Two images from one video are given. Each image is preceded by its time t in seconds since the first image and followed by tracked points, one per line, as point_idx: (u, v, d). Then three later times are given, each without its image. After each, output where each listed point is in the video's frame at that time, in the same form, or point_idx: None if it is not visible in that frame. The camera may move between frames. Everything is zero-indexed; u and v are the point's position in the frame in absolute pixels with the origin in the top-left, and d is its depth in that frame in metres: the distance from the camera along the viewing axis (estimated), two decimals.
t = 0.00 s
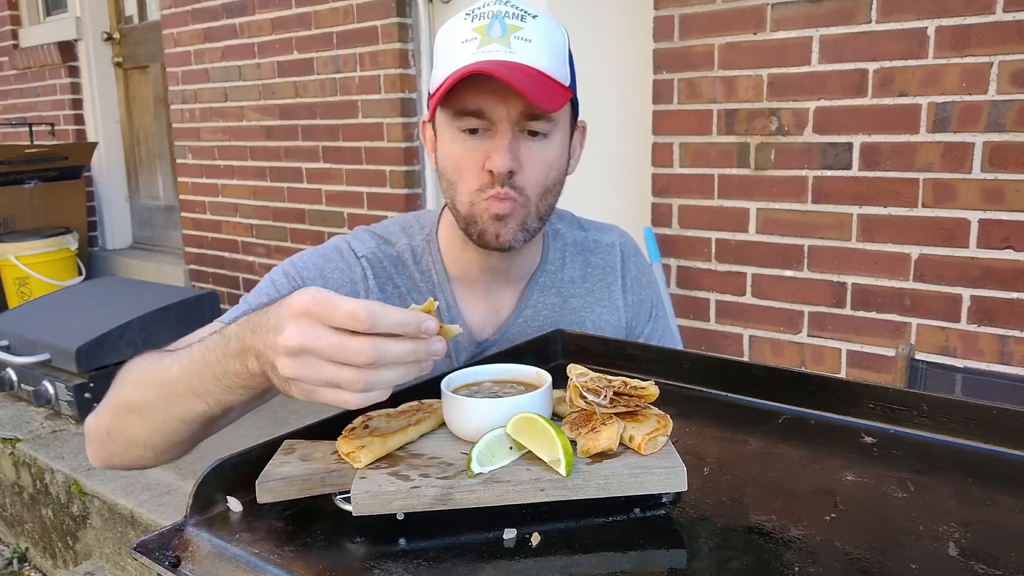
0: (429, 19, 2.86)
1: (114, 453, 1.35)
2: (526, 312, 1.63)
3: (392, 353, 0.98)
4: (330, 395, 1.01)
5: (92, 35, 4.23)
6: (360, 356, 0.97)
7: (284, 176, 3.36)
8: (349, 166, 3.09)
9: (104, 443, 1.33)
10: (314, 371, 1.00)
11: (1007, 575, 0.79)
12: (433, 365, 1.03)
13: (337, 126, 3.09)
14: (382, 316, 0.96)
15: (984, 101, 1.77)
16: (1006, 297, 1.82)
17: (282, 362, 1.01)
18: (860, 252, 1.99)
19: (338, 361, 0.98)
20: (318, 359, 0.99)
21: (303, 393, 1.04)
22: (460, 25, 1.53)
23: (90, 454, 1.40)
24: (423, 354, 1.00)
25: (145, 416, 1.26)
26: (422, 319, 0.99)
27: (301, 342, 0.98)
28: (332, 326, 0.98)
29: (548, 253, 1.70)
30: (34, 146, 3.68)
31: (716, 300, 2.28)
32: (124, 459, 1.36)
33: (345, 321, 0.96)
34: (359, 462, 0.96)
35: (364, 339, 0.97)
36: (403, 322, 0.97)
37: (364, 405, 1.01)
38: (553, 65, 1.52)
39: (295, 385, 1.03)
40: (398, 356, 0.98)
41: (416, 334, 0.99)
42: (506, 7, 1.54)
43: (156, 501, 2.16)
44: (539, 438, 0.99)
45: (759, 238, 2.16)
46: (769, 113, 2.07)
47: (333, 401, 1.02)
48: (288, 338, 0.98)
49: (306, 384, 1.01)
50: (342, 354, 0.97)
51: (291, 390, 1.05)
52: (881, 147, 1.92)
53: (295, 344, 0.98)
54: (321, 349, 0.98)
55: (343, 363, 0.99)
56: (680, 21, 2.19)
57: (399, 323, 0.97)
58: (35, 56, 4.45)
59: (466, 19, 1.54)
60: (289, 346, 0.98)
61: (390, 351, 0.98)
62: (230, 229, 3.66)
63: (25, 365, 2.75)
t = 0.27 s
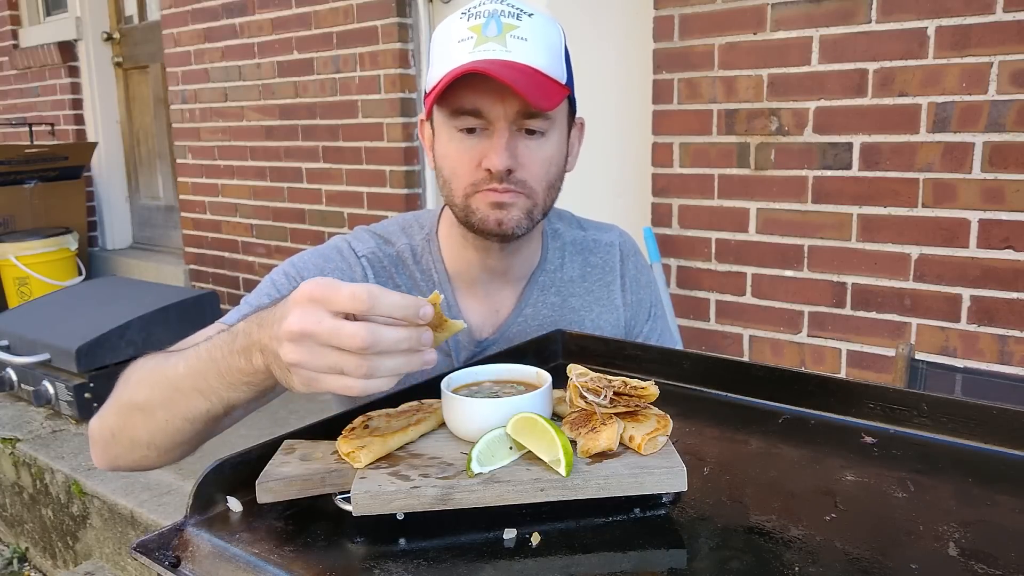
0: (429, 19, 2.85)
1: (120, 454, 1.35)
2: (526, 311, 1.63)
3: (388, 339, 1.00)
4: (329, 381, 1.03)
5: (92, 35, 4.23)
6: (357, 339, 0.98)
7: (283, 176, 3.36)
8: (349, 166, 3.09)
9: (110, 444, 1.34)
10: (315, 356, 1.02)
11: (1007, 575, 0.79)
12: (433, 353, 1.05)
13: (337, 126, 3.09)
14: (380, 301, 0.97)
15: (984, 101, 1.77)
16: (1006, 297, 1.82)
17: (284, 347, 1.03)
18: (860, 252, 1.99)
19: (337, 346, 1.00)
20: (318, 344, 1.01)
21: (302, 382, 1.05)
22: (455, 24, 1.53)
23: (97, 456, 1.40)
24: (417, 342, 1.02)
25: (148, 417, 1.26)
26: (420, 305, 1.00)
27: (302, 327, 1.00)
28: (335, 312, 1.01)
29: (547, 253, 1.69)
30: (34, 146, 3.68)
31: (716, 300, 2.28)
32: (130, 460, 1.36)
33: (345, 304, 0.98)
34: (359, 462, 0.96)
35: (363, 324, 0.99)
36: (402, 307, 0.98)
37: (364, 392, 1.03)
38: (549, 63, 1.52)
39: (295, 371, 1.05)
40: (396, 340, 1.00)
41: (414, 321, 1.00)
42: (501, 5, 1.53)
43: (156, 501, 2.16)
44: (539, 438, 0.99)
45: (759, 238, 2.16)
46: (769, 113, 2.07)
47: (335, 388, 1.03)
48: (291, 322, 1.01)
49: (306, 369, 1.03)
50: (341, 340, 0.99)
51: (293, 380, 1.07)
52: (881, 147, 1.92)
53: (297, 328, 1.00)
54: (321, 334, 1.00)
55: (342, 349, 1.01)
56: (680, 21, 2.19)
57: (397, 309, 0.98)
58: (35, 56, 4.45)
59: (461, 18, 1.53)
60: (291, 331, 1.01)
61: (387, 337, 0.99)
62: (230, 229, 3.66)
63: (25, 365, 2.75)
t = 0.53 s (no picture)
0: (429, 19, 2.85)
1: (144, 489, 1.34)
2: (526, 310, 1.63)
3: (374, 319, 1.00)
4: (315, 365, 1.03)
5: (92, 35, 4.23)
6: (342, 317, 0.99)
7: (283, 176, 3.36)
8: (349, 166, 3.09)
9: (133, 480, 1.33)
10: (304, 338, 1.02)
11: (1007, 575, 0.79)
12: (420, 342, 1.04)
13: (337, 126, 3.09)
14: (366, 277, 0.99)
15: (984, 101, 1.77)
16: (1006, 297, 1.82)
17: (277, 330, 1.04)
18: (860, 252, 1.99)
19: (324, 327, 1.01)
20: (307, 325, 1.02)
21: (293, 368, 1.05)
22: (446, 30, 1.52)
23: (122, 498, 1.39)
24: (403, 325, 1.02)
25: (169, 444, 1.27)
26: (407, 288, 1.00)
27: (292, 307, 1.02)
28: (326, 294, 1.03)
29: (546, 252, 1.69)
30: (34, 146, 3.68)
31: (716, 300, 2.28)
32: (156, 494, 1.35)
33: (333, 282, 1.00)
34: (359, 462, 0.96)
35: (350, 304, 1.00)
36: (387, 285, 1.00)
37: (350, 377, 1.02)
38: (547, 56, 1.52)
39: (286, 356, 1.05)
40: (382, 322, 1.00)
41: (399, 302, 1.01)
42: (491, 5, 1.53)
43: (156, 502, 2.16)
44: (539, 438, 0.99)
45: (759, 238, 2.16)
46: (769, 113, 2.07)
47: (322, 372, 1.03)
48: (283, 302, 1.03)
49: (296, 352, 1.04)
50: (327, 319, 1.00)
51: (286, 370, 1.08)
52: (881, 147, 1.92)
53: (288, 308, 1.02)
54: (309, 313, 1.01)
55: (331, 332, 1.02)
56: (680, 21, 2.19)
57: (383, 288, 0.99)
58: (35, 56, 4.45)
59: (451, 23, 1.52)
60: (283, 311, 1.03)
61: (374, 317, 1.00)
62: (230, 229, 3.66)
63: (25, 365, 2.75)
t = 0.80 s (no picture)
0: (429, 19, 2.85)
1: (150, 501, 1.35)
2: (522, 307, 1.63)
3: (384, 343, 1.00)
4: (320, 384, 1.03)
5: (93, 35, 4.23)
6: (351, 337, 0.99)
7: (283, 176, 3.36)
8: (349, 166, 3.09)
9: (139, 492, 1.34)
10: (312, 356, 1.03)
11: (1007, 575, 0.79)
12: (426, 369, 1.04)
13: (337, 126, 3.09)
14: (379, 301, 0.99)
15: (984, 101, 1.77)
16: (1006, 297, 1.82)
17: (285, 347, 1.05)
18: (860, 252, 1.99)
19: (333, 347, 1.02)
20: (316, 344, 1.03)
21: (298, 385, 1.06)
22: (438, 44, 1.48)
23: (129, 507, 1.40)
24: (413, 350, 1.02)
25: (175, 459, 1.27)
26: (418, 314, 1.01)
27: (302, 325, 1.02)
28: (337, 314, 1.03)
29: (541, 249, 1.70)
30: (35, 146, 3.68)
31: (716, 300, 2.28)
32: (162, 506, 1.36)
33: (346, 304, 1.00)
34: (359, 462, 0.96)
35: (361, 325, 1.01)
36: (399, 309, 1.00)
37: (354, 400, 1.02)
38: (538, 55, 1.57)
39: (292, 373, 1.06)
40: (392, 345, 1.01)
41: (410, 328, 1.01)
42: (477, 10, 1.53)
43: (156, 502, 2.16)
44: (539, 438, 0.99)
45: (759, 238, 2.16)
46: (769, 113, 2.07)
47: (326, 391, 1.03)
48: (293, 320, 1.03)
49: (303, 371, 1.04)
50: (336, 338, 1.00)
51: (289, 388, 1.08)
52: (881, 147, 1.92)
53: (297, 326, 1.03)
54: (317, 332, 1.01)
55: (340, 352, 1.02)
56: (680, 21, 2.19)
57: (396, 312, 1.00)
58: (35, 56, 4.44)
59: (441, 35, 1.48)
60: (292, 329, 1.03)
61: (383, 339, 1.00)
62: (230, 229, 3.66)
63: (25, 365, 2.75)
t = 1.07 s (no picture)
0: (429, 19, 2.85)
1: (140, 494, 1.35)
2: (519, 306, 1.63)
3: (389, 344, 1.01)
4: (321, 380, 1.03)
5: (92, 35, 4.23)
6: (359, 337, 0.99)
7: (284, 176, 3.36)
8: (349, 166, 3.09)
9: (130, 484, 1.34)
10: (315, 352, 1.02)
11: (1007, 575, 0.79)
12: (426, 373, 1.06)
13: (337, 126, 3.09)
14: (389, 302, 1.00)
15: (984, 101, 1.77)
16: (1006, 297, 1.82)
17: (289, 341, 1.04)
18: (860, 252, 1.99)
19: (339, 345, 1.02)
20: (322, 340, 1.02)
21: (297, 379, 1.05)
22: (437, 47, 1.46)
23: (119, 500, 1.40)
24: (416, 353, 1.04)
25: (167, 452, 1.27)
26: (424, 318, 1.03)
27: (309, 320, 1.02)
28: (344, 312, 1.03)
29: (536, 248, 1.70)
30: (35, 146, 3.68)
31: (716, 300, 2.28)
32: (152, 499, 1.36)
33: (355, 302, 1.00)
34: (359, 462, 0.96)
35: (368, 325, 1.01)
36: (408, 311, 1.01)
37: (353, 397, 1.02)
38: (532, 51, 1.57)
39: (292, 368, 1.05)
40: (396, 346, 1.01)
41: (415, 331, 1.02)
42: (469, 11, 1.51)
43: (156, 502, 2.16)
44: (539, 438, 0.99)
45: (759, 238, 2.16)
46: (769, 113, 2.07)
47: (327, 387, 1.03)
48: (301, 314, 1.03)
49: (305, 366, 1.04)
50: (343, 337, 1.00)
51: (288, 380, 1.08)
52: (881, 147, 1.92)
53: (304, 320, 1.03)
54: (325, 328, 1.01)
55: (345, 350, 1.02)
56: (680, 21, 2.19)
57: (404, 314, 1.01)
58: (35, 56, 4.44)
59: (438, 38, 1.46)
60: (299, 322, 1.03)
61: (389, 339, 1.00)
62: (230, 229, 3.66)
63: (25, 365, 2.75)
